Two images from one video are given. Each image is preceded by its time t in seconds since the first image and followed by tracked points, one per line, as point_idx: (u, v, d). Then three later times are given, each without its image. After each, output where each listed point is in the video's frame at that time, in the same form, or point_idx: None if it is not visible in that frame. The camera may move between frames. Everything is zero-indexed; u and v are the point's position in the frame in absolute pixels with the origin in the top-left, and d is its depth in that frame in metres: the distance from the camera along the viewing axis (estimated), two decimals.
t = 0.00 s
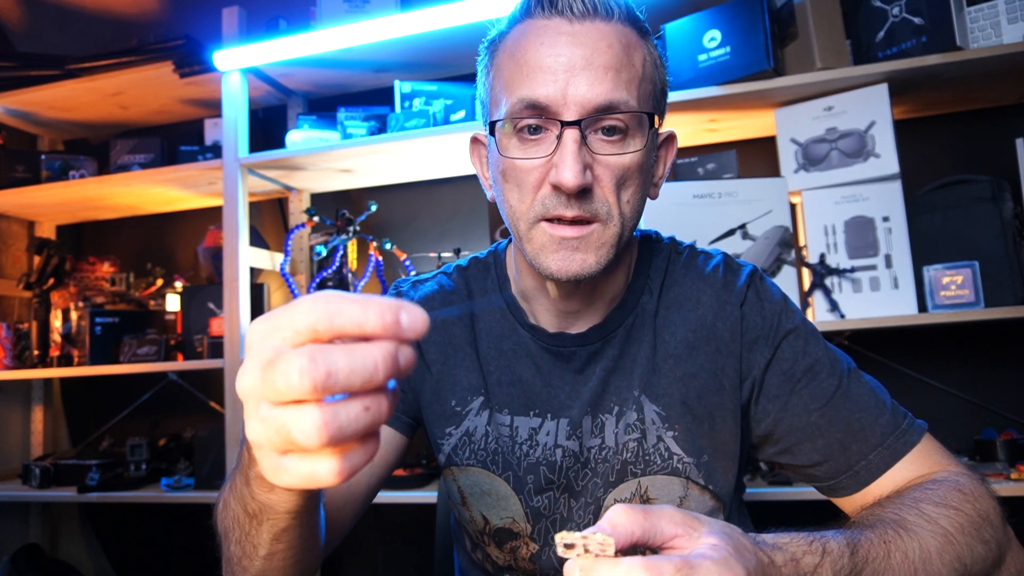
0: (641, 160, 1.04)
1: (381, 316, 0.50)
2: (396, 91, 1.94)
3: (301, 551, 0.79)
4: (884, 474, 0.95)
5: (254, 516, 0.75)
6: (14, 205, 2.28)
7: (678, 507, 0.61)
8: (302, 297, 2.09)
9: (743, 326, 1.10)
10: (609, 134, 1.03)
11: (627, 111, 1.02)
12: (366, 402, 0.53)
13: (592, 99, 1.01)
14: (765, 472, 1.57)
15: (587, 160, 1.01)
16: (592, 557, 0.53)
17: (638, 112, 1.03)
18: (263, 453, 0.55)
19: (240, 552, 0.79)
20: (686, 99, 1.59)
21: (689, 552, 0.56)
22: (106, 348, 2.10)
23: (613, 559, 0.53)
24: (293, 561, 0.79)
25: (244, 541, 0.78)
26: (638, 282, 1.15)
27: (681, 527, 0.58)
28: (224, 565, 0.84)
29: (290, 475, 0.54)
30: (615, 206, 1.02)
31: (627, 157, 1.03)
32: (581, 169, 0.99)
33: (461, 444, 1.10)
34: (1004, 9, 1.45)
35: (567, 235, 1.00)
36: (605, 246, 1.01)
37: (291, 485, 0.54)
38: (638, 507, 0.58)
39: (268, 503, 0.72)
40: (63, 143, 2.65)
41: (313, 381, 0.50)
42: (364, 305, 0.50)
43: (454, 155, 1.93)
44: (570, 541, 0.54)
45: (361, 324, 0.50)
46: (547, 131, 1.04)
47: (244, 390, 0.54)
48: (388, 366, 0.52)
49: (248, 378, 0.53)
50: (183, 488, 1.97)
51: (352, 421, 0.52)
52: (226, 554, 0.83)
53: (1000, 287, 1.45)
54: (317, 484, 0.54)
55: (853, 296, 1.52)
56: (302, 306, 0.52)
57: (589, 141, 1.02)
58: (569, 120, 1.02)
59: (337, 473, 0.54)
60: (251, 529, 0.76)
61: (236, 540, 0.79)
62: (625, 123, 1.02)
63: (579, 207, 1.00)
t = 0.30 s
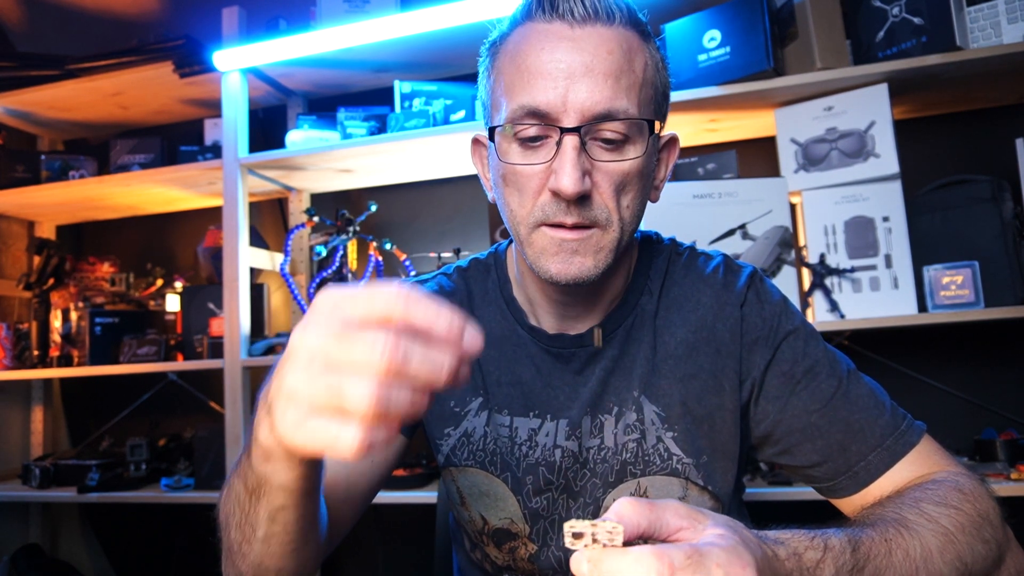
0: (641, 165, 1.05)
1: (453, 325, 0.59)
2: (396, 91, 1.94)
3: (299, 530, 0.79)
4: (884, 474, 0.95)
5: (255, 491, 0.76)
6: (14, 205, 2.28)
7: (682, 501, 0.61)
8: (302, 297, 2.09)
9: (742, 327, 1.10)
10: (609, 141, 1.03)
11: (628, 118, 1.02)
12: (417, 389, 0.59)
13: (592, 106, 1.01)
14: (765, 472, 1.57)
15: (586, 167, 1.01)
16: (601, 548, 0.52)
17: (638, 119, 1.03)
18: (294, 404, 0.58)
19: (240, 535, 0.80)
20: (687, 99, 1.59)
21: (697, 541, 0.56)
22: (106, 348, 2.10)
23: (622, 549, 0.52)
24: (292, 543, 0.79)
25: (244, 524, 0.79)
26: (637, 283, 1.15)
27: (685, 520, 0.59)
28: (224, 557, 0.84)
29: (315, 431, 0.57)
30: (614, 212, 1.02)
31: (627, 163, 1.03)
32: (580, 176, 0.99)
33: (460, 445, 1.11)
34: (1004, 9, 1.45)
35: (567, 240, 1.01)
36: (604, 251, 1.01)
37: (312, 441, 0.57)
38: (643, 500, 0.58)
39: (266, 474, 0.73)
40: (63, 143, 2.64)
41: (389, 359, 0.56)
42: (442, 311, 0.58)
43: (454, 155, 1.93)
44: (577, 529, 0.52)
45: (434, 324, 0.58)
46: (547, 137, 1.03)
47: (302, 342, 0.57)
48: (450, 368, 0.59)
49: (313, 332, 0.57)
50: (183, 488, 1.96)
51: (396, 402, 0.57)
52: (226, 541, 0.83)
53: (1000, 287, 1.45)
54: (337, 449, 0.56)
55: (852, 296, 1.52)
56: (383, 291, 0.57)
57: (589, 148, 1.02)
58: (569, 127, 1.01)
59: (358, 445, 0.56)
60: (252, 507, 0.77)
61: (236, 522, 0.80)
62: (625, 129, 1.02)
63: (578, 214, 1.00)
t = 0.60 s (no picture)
0: (641, 164, 1.05)
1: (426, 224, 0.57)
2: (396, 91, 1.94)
3: (297, 501, 0.78)
4: (883, 474, 0.95)
5: (249, 460, 0.75)
6: (14, 205, 2.28)
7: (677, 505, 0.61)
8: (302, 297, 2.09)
9: (741, 326, 1.10)
10: (611, 137, 1.03)
11: (630, 115, 1.02)
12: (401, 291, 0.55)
13: (595, 102, 1.01)
14: (765, 472, 1.57)
15: (586, 162, 1.01)
16: (597, 552, 0.52)
17: (640, 117, 1.03)
18: (286, 333, 0.56)
19: (237, 516, 0.80)
20: (686, 99, 1.59)
21: (692, 544, 0.56)
22: (106, 348, 2.10)
23: (618, 553, 0.52)
24: (289, 517, 0.79)
25: (241, 500, 0.79)
26: (635, 282, 1.15)
27: (681, 524, 0.59)
28: (223, 555, 0.86)
29: (308, 356, 0.56)
30: (614, 208, 1.02)
31: (627, 160, 1.03)
32: (580, 171, 1.00)
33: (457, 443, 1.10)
34: (1004, 9, 1.45)
35: (565, 234, 1.00)
36: (602, 247, 1.01)
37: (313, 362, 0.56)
38: (639, 504, 0.58)
39: (259, 439, 0.72)
40: (63, 143, 2.65)
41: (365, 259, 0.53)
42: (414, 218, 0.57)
43: (453, 155, 1.93)
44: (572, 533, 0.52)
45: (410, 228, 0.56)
46: (549, 130, 1.03)
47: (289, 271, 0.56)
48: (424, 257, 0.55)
49: (294, 259, 0.55)
50: (183, 488, 1.97)
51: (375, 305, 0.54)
52: (224, 525, 0.83)
53: (1000, 287, 1.45)
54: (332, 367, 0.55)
55: (852, 296, 1.52)
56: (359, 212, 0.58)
57: (590, 143, 1.02)
58: (571, 121, 1.02)
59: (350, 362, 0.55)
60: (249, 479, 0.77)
61: (234, 503, 0.80)
62: (626, 126, 1.03)
63: (577, 208, 1.00)
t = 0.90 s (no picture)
0: (642, 163, 1.04)
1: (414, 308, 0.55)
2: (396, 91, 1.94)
3: (296, 521, 0.78)
4: (883, 474, 0.95)
5: (251, 477, 0.76)
6: (14, 205, 2.28)
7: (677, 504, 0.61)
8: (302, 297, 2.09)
9: (741, 327, 1.10)
10: (611, 137, 1.03)
11: (631, 115, 1.03)
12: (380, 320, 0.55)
13: (595, 102, 1.01)
14: (765, 472, 1.57)
15: (587, 162, 1.01)
16: (596, 552, 0.52)
17: (641, 116, 1.03)
18: (255, 374, 0.59)
19: (238, 530, 0.80)
20: (687, 99, 1.59)
21: (692, 543, 0.56)
22: (106, 348, 2.10)
23: (617, 552, 0.52)
24: (288, 534, 0.79)
25: (242, 514, 0.79)
26: (636, 282, 1.15)
27: (681, 523, 0.59)
28: (224, 560, 0.85)
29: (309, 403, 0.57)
30: (615, 208, 1.02)
31: (628, 160, 1.03)
32: (581, 171, 1.00)
33: (457, 444, 1.10)
34: (1004, 9, 1.45)
35: (565, 235, 1.00)
36: (603, 247, 1.01)
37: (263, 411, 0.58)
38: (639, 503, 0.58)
39: (261, 459, 0.74)
40: (63, 143, 2.65)
41: (323, 325, 0.53)
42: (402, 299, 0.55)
43: (454, 155, 1.93)
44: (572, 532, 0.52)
45: (397, 302, 0.55)
46: (549, 130, 1.04)
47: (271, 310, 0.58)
48: (389, 345, 0.52)
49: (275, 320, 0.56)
50: (183, 488, 1.96)
51: (322, 370, 0.54)
52: (225, 537, 0.83)
53: (1000, 287, 1.45)
54: (275, 421, 0.57)
55: (852, 296, 1.52)
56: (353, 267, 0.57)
57: (591, 143, 1.02)
58: (571, 122, 1.02)
59: (296, 419, 0.57)
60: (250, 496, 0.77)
61: (236, 517, 0.80)
62: (627, 126, 1.03)
63: (577, 208, 1.00)
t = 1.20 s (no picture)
0: (641, 166, 1.04)
1: (400, 356, 0.47)
2: (396, 91, 1.94)
3: (288, 529, 0.78)
4: (883, 474, 0.95)
5: (242, 486, 0.76)
6: (14, 205, 2.28)
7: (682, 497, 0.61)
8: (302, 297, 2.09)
9: (741, 327, 1.10)
10: (609, 141, 1.03)
11: (628, 119, 1.02)
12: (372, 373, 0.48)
13: (593, 106, 1.00)
14: (765, 472, 1.57)
15: (585, 167, 1.01)
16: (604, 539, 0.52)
17: (639, 120, 1.03)
18: (240, 405, 0.54)
19: (231, 536, 0.80)
20: (686, 100, 1.59)
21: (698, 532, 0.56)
22: (106, 348, 2.10)
23: (625, 538, 0.51)
24: (281, 543, 0.79)
25: (234, 521, 0.79)
26: (636, 282, 1.15)
27: (686, 515, 0.59)
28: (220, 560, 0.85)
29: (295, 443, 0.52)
30: (613, 211, 1.02)
31: (627, 164, 1.03)
32: (579, 176, 0.99)
33: (457, 444, 1.10)
34: (1004, 9, 1.45)
35: (565, 239, 1.01)
36: (602, 251, 1.02)
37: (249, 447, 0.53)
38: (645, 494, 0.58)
39: (250, 469, 0.73)
40: (63, 143, 2.65)
41: (319, 381, 0.47)
42: (389, 348, 0.47)
43: (454, 155, 1.93)
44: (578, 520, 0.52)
45: (381, 350, 0.47)
46: (547, 136, 1.03)
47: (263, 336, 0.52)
48: (388, 405, 0.47)
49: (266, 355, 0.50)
50: (183, 488, 1.96)
51: (319, 427, 0.49)
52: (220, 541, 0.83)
53: (1000, 287, 1.45)
54: (259, 461, 0.52)
55: (852, 296, 1.52)
56: (336, 307, 0.49)
57: (589, 148, 1.02)
58: (569, 126, 1.01)
59: (283, 460, 0.51)
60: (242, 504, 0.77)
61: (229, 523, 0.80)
62: (625, 130, 1.02)
63: (576, 212, 1.00)
